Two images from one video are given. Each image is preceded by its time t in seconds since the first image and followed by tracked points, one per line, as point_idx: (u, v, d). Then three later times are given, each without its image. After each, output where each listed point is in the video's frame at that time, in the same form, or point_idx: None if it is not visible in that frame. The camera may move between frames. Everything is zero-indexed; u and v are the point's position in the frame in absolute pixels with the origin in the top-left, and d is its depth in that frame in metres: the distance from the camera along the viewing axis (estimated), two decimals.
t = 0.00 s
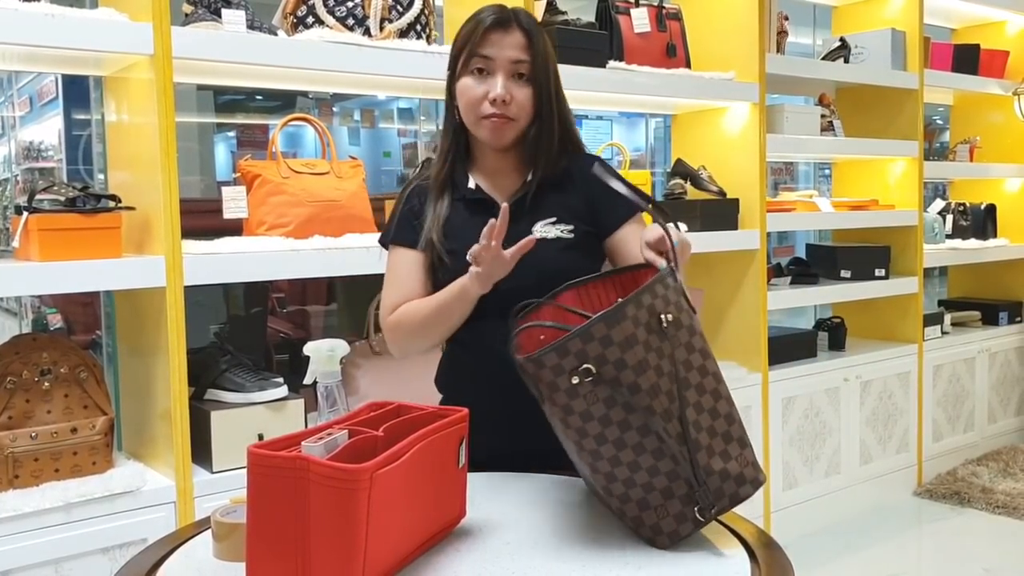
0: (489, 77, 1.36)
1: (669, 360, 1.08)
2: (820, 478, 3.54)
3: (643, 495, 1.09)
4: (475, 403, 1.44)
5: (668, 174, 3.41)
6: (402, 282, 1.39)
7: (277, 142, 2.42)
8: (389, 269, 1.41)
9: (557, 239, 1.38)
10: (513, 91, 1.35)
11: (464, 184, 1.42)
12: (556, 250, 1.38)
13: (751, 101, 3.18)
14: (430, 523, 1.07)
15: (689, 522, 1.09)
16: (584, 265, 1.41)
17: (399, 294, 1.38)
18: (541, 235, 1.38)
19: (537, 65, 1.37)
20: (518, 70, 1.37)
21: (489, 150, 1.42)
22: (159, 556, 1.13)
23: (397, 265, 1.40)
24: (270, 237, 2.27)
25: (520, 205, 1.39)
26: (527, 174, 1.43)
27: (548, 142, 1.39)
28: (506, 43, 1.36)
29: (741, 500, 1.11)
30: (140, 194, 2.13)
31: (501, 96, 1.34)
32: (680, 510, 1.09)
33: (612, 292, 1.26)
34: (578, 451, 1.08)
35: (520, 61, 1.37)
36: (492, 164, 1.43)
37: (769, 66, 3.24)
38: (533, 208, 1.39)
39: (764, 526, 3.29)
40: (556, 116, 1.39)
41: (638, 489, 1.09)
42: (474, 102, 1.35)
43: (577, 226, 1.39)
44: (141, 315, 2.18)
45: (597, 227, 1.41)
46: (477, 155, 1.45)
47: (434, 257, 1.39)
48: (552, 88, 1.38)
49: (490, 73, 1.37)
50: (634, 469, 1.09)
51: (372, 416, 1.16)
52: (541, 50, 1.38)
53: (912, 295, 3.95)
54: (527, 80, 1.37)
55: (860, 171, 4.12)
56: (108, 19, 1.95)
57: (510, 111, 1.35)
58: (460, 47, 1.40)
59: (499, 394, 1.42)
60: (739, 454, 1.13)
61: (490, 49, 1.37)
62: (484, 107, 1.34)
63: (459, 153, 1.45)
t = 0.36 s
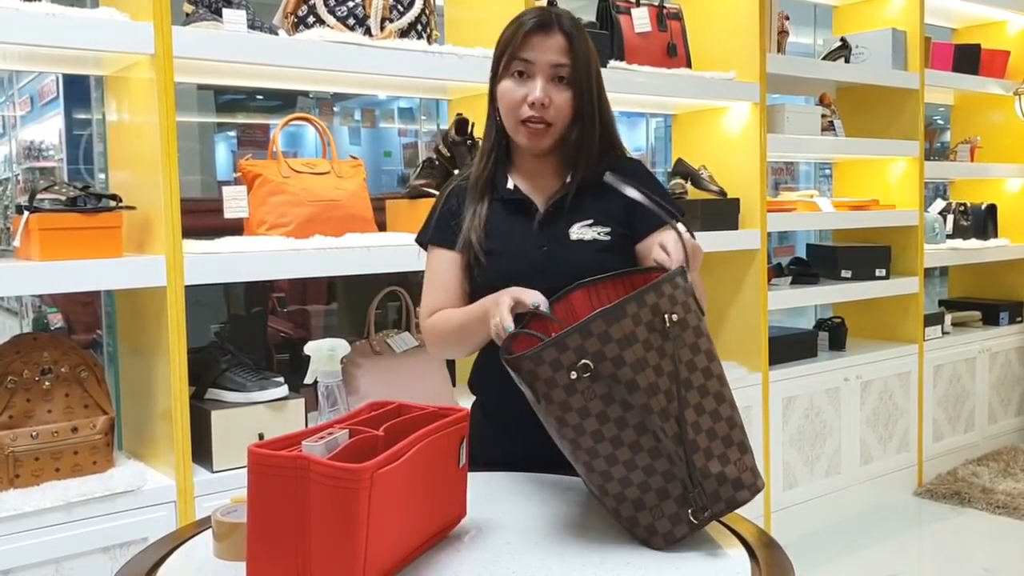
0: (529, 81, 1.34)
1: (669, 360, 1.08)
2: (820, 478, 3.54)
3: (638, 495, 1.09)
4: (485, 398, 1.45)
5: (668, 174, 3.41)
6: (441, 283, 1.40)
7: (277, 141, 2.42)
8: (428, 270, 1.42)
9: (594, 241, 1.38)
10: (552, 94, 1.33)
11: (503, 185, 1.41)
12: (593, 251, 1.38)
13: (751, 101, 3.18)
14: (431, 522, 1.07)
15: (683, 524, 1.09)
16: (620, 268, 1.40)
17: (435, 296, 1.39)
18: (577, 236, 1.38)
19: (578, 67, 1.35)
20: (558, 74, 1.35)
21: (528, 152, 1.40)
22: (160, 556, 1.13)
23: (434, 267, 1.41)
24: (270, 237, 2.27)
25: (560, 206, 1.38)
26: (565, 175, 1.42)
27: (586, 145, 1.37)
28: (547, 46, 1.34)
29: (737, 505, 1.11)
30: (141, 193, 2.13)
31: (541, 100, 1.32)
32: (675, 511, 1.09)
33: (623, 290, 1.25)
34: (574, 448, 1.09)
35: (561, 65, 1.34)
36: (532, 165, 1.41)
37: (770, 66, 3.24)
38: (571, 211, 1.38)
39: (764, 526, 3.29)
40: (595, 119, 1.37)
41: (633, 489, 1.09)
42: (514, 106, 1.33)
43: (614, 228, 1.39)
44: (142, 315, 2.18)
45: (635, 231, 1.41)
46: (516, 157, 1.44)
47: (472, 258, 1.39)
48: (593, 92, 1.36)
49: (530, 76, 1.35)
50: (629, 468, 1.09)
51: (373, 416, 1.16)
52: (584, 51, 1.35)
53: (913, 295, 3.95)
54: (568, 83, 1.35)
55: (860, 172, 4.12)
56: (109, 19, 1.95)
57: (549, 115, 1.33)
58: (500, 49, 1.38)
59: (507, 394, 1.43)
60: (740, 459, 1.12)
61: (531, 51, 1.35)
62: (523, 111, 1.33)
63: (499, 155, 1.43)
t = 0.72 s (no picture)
0: (546, 63, 1.35)
1: (688, 362, 1.08)
2: (820, 477, 3.54)
3: (647, 491, 1.09)
4: (501, 396, 1.46)
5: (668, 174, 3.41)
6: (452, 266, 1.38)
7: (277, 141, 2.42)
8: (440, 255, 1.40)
9: (612, 244, 1.37)
10: (569, 74, 1.33)
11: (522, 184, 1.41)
12: (610, 254, 1.37)
13: (751, 101, 3.18)
14: (431, 522, 1.07)
15: (689, 526, 1.09)
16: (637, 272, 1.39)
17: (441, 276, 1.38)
18: (596, 238, 1.37)
19: (594, 52, 1.36)
20: (574, 57, 1.36)
21: (547, 146, 1.40)
22: (160, 556, 1.13)
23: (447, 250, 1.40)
24: (270, 237, 2.27)
25: (580, 207, 1.39)
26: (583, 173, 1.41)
27: (603, 134, 1.37)
28: (562, 30, 1.37)
29: (743, 511, 1.11)
30: (141, 194, 2.13)
31: (556, 78, 1.32)
32: (681, 512, 1.09)
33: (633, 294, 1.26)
34: (587, 440, 1.09)
35: (577, 46, 1.36)
36: (551, 162, 1.41)
37: (769, 66, 3.24)
38: (590, 210, 1.39)
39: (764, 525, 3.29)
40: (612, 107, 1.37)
41: (642, 486, 1.09)
42: (530, 86, 1.33)
43: (633, 231, 1.38)
44: (142, 315, 2.18)
45: (654, 234, 1.41)
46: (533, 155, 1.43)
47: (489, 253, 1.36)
48: (609, 73, 1.37)
49: (547, 60, 1.36)
50: (641, 465, 1.09)
51: (373, 416, 1.16)
52: (599, 39, 1.38)
53: (913, 295, 3.95)
54: (584, 68, 1.36)
55: (860, 172, 4.12)
56: (108, 19, 1.94)
57: (566, 95, 1.33)
58: (518, 41, 1.40)
59: (523, 395, 1.43)
60: (750, 468, 1.12)
61: (547, 36, 1.37)
62: (540, 91, 1.33)
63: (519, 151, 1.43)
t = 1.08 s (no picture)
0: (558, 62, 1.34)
1: (696, 364, 1.08)
2: (820, 477, 3.54)
3: (650, 491, 1.09)
4: (500, 395, 1.46)
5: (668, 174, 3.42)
6: (461, 271, 1.37)
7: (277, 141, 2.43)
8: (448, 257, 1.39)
9: (620, 250, 1.37)
10: (582, 74, 1.32)
11: (531, 182, 1.40)
12: (618, 261, 1.37)
13: (751, 101, 3.18)
14: (431, 522, 1.07)
15: (689, 528, 1.09)
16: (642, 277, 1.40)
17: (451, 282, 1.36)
18: (605, 244, 1.37)
19: (608, 51, 1.35)
20: (587, 56, 1.35)
21: (557, 146, 1.39)
22: (160, 556, 1.13)
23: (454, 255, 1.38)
24: (271, 237, 2.27)
25: (589, 211, 1.38)
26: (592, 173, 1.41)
27: (614, 137, 1.37)
28: (576, 27, 1.35)
29: (745, 514, 1.10)
30: (141, 194, 2.13)
31: (569, 79, 1.31)
32: (683, 513, 1.09)
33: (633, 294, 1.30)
34: (591, 437, 1.09)
35: (591, 45, 1.35)
36: (561, 162, 1.40)
37: (770, 66, 3.24)
38: (600, 215, 1.38)
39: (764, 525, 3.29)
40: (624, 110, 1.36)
41: (645, 486, 1.09)
42: (542, 87, 1.32)
43: (642, 238, 1.38)
44: (142, 316, 2.18)
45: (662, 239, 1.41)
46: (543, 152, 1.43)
47: (496, 257, 1.38)
48: (623, 74, 1.36)
49: (559, 58, 1.35)
50: (645, 465, 1.09)
51: (373, 416, 1.16)
52: (612, 38, 1.36)
53: (913, 294, 3.95)
54: (597, 67, 1.35)
55: (861, 172, 4.12)
56: (108, 19, 1.94)
57: (579, 95, 1.32)
58: (530, 36, 1.39)
59: (523, 397, 1.43)
60: (753, 471, 1.12)
61: (560, 33, 1.35)
62: (552, 91, 1.32)
63: (527, 150, 1.42)
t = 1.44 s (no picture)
0: (541, 72, 1.33)
1: (701, 366, 1.08)
2: (820, 478, 3.54)
3: (653, 491, 1.09)
4: (492, 396, 1.45)
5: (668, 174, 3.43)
6: (448, 271, 1.37)
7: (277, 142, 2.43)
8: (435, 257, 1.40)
9: (611, 253, 1.37)
10: (565, 86, 1.31)
11: (522, 186, 1.40)
12: (610, 264, 1.38)
13: (752, 101, 3.18)
14: (431, 522, 1.07)
15: (690, 529, 1.09)
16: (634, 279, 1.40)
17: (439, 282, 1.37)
18: (596, 246, 1.38)
19: (592, 59, 1.32)
20: (571, 65, 1.32)
21: (546, 152, 1.39)
22: (161, 556, 1.13)
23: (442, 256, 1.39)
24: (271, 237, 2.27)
25: (581, 216, 1.38)
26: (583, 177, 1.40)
27: (603, 143, 1.35)
28: (559, 35, 1.32)
29: (746, 516, 1.11)
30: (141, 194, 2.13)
31: (551, 93, 1.30)
32: (685, 514, 1.09)
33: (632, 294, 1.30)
34: (594, 435, 1.09)
35: (573, 53, 1.32)
36: (549, 167, 1.40)
37: (770, 66, 3.24)
38: (591, 219, 1.38)
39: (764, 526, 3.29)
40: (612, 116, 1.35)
41: (648, 485, 1.09)
42: (525, 100, 1.32)
43: (633, 241, 1.38)
44: (142, 316, 2.18)
45: (654, 242, 1.41)
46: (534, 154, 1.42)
47: (485, 262, 1.39)
48: (609, 80, 1.33)
49: (542, 68, 1.33)
50: (648, 464, 1.09)
51: (374, 416, 1.16)
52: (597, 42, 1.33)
53: (914, 295, 3.95)
54: (581, 75, 1.33)
55: (861, 172, 4.12)
56: (108, 20, 1.94)
57: (561, 108, 1.31)
58: (515, 43, 1.37)
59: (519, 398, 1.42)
60: (755, 474, 1.12)
61: (542, 42, 1.33)
62: (534, 105, 1.31)
63: (519, 154, 1.41)
